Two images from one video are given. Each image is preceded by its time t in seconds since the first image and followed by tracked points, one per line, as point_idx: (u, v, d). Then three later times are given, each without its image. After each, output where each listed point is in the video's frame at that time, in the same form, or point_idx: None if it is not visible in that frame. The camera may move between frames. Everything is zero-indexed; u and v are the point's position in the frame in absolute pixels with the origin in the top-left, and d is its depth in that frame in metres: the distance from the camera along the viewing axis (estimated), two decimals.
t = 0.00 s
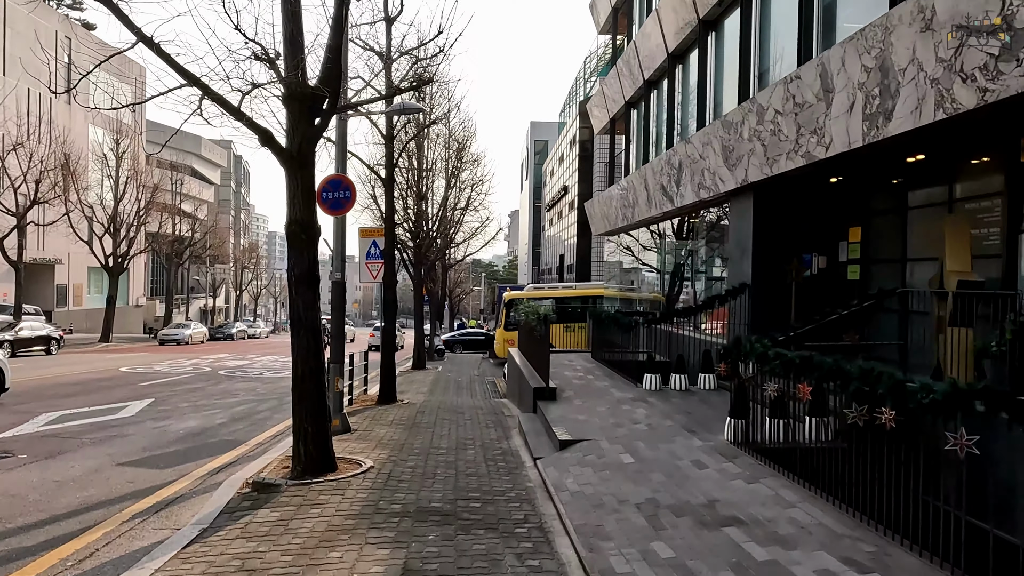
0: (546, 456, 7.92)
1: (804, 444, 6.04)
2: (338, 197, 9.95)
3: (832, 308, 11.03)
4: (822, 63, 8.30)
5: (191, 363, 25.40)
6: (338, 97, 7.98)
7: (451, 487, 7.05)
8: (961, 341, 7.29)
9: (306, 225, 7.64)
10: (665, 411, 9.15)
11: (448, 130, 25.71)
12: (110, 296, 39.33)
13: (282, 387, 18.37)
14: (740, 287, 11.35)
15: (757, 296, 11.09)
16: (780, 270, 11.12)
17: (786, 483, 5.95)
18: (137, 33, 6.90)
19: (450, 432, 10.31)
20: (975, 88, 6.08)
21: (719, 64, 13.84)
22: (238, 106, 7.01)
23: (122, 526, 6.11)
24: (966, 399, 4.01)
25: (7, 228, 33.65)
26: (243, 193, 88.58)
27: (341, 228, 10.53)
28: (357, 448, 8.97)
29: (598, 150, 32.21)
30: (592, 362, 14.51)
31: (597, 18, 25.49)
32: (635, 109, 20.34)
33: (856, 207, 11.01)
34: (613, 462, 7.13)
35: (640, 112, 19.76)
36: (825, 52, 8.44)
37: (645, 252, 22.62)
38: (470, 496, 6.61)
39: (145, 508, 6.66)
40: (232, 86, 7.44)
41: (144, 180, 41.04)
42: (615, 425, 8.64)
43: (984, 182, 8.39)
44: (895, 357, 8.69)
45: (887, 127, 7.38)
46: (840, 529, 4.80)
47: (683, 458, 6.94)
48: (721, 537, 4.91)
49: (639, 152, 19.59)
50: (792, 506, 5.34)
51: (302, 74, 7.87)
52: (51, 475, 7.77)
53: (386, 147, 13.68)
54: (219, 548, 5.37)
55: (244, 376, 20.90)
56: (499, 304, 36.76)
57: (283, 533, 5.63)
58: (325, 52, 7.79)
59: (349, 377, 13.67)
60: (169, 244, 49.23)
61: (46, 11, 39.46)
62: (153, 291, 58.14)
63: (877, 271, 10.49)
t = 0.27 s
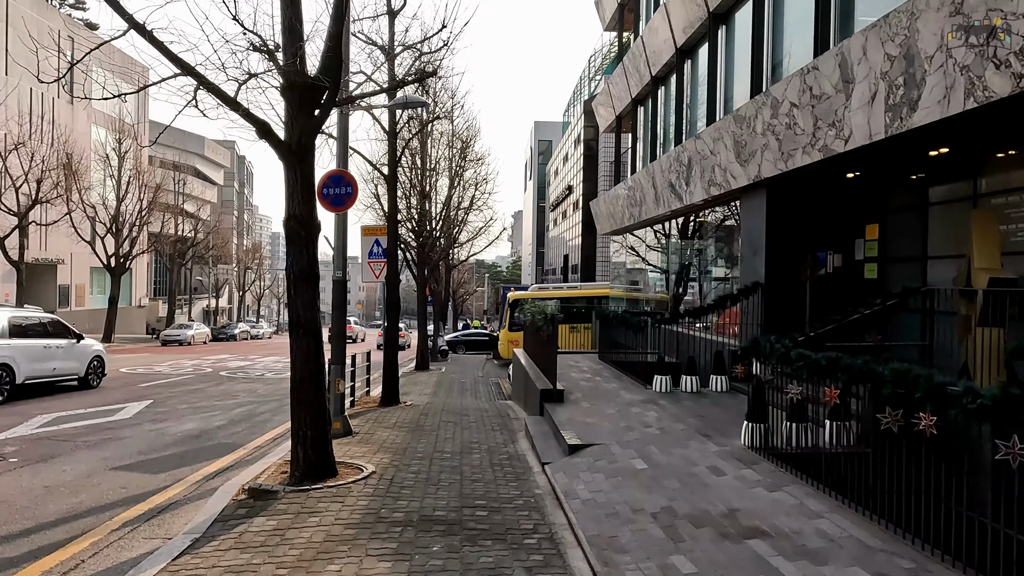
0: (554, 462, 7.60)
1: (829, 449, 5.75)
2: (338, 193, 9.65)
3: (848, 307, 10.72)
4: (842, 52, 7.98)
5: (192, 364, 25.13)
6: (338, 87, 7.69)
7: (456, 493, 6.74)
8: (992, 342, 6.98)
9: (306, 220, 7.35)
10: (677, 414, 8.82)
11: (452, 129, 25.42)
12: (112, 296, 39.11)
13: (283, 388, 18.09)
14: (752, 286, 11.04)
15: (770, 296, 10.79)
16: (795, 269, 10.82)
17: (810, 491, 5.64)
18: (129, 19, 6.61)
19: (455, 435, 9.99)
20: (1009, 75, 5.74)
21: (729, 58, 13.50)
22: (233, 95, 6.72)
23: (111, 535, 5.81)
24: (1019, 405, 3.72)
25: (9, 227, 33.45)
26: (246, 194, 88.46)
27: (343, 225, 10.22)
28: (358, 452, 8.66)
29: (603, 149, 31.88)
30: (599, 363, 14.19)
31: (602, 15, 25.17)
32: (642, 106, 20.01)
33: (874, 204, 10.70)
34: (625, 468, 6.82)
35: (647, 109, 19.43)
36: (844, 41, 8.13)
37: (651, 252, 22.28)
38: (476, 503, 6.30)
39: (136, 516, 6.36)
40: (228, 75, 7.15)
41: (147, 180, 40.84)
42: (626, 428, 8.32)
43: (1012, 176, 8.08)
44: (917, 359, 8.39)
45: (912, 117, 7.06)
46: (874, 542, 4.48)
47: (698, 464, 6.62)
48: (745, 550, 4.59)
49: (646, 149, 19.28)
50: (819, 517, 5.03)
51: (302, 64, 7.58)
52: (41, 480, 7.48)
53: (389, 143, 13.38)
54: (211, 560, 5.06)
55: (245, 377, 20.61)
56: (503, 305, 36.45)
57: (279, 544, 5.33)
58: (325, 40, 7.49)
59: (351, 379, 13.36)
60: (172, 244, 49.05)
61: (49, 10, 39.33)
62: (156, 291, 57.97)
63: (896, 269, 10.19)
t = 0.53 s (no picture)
0: (562, 467, 7.27)
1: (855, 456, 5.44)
2: (337, 188, 9.34)
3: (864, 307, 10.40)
4: (862, 40, 7.65)
5: (192, 365, 24.84)
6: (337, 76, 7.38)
7: (459, 501, 6.41)
8: None
9: (302, 215, 7.04)
10: (688, 418, 8.49)
11: (455, 127, 25.12)
12: (113, 296, 38.89)
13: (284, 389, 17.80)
14: (764, 284, 10.72)
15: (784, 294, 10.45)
16: (809, 267, 10.49)
17: (836, 501, 5.31)
18: (117, 3, 6.32)
19: (458, 439, 9.66)
20: None
21: (739, 51, 13.16)
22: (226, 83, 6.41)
23: (95, 546, 5.50)
24: None
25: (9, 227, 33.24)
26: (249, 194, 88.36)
27: (342, 221, 9.90)
28: (358, 457, 8.35)
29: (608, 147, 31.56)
30: (605, 365, 13.86)
31: (607, 12, 24.85)
32: (648, 103, 19.68)
33: (891, 200, 10.38)
34: (637, 475, 6.49)
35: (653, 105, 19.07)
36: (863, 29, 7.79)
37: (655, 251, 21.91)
38: (480, 512, 5.98)
39: (123, 525, 6.05)
40: (221, 63, 6.85)
41: (149, 180, 40.63)
42: (636, 432, 7.99)
43: None
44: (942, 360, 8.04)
45: (938, 106, 6.72)
46: (912, 559, 4.14)
47: (715, 471, 6.29)
48: (771, 566, 4.26)
49: (652, 147, 18.95)
50: (849, 530, 4.69)
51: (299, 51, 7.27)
52: (27, 486, 7.18)
53: (391, 139, 13.07)
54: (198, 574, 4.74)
55: (245, 378, 20.31)
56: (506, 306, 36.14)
57: (272, 557, 5.00)
58: (323, 27, 7.18)
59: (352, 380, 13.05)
60: (174, 244, 48.85)
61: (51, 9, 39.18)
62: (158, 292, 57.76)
63: (916, 267, 9.86)
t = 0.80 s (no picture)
0: (571, 477, 6.96)
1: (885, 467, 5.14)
2: (338, 186, 9.04)
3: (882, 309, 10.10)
4: (884, 30, 7.32)
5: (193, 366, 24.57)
6: (337, 68, 7.09)
7: (464, 514, 6.11)
8: None
9: (301, 213, 6.75)
10: (702, 424, 8.17)
11: (459, 126, 24.82)
12: (114, 297, 38.64)
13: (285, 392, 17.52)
14: (778, 286, 10.41)
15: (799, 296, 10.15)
16: (825, 268, 10.18)
17: (866, 517, 4.98)
18: None
19: (463, 445, 9.35)
20: None
21: (751, 46, 12.83)
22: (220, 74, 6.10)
23: (80, 563, 5.21)
24: None
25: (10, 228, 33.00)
26: (252, 195, 88.25)
27: (343, 220, 9.61)
28: (359, 465, 8.04)
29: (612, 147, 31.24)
30: (612, 368, 13.54)
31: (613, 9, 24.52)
32: (654, 101, 19.34)
33: (910, 198, 10.07)
34: (652, 486, 6.17)
35: (660, 103, 18.74)
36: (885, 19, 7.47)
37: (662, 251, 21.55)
38: (487, 526, 5.68)
39: (111, 539, 5.76)
40: (215, 54, 6.55)
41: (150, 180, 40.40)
42: (648, 440, 7.68)
43: None
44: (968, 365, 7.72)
45: (967, 99, 6.38)
46: None
47: (734, 483, 5.97)
48: None
49: (659, 145, 18.63)
50: (883, 550, 4.37)
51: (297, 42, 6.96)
52: (14, 496, 6.89)
53: (393, 136, 12.77)
54: None
55: (246, 380, 20.04)
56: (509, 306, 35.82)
57: None
58: (321, 16, 6.87)
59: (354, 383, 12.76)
60: (176, 245, 48.66)
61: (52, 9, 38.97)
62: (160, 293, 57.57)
63: (937, 268, 9.55)
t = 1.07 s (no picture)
0: (581, 481, 6.65)
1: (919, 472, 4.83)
2: (338, 179, 8.76)
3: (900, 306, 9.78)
4: (907, 15, 7.01)
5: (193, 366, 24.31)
6: (337, 54, 6.82)
7: (470, 521, 5.80)
8: None
9: (298, 204, 6.45)
10: (716, 426, 7.86)
11: (462, 123, 24.53)
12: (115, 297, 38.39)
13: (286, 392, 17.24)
14: (792, 282, 10.11)
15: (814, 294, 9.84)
16: (841, 264, 9.88)
17: (900, 525, 4.67)
18: None
19: (467, 447, 9.05)
20: None
21: (762, 37, 12.50)
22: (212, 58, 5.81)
23: (65, 572, 4.92)
24: None
25: (10, 227, 32.71)
26: (254, 195, 88.06)
27: (343, 214, 9.31)
28: (360, 468, 7.75)
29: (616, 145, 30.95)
30: (619, 368, 13.23)
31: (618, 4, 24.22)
32: (661, 96, 19.03)
33: (930, 192, 9.75)
34: (667, 491, 5.87)
35: (667, 99, 18.43)
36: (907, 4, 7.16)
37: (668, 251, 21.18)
38: (494, 534, 5.38)
39: (98, 547, 5.47)
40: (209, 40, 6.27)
41: (151, 179, 40.17)
42: (661, 442, 7.38)
43: None
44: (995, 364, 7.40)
45: (999, 84, 6.07)
46: None
47: (754, 488, 5.67)
48: None
49: (666, 142, 18.32)
50: (923, 562, 4.07)
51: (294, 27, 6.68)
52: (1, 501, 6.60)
53: (395, 131, 12.48)
54: None
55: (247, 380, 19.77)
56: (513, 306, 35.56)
57: None
58: None
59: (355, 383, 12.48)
60: (177, 245, 48.47)
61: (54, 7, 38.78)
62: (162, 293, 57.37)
63: (958, 264, 9.23)
